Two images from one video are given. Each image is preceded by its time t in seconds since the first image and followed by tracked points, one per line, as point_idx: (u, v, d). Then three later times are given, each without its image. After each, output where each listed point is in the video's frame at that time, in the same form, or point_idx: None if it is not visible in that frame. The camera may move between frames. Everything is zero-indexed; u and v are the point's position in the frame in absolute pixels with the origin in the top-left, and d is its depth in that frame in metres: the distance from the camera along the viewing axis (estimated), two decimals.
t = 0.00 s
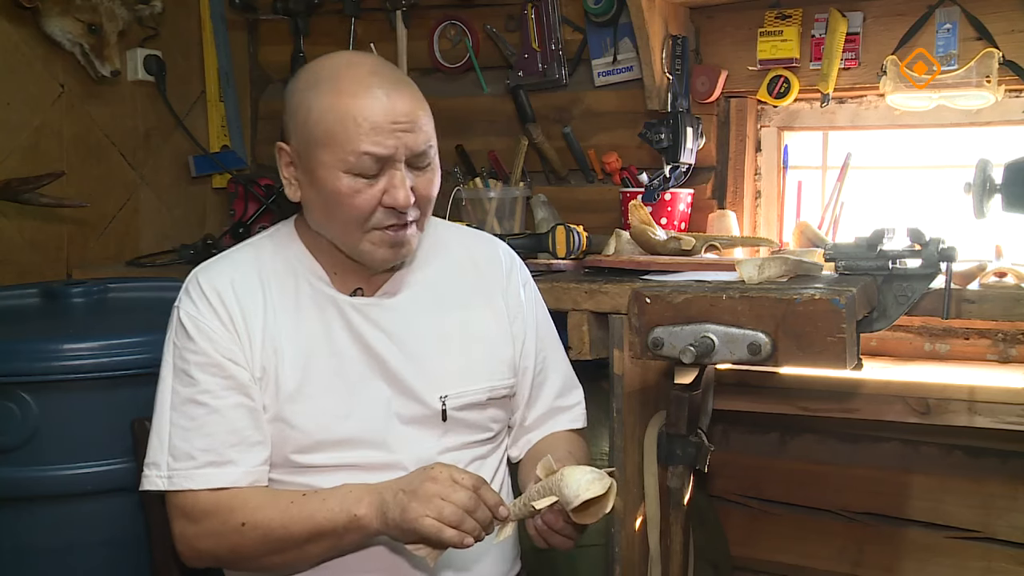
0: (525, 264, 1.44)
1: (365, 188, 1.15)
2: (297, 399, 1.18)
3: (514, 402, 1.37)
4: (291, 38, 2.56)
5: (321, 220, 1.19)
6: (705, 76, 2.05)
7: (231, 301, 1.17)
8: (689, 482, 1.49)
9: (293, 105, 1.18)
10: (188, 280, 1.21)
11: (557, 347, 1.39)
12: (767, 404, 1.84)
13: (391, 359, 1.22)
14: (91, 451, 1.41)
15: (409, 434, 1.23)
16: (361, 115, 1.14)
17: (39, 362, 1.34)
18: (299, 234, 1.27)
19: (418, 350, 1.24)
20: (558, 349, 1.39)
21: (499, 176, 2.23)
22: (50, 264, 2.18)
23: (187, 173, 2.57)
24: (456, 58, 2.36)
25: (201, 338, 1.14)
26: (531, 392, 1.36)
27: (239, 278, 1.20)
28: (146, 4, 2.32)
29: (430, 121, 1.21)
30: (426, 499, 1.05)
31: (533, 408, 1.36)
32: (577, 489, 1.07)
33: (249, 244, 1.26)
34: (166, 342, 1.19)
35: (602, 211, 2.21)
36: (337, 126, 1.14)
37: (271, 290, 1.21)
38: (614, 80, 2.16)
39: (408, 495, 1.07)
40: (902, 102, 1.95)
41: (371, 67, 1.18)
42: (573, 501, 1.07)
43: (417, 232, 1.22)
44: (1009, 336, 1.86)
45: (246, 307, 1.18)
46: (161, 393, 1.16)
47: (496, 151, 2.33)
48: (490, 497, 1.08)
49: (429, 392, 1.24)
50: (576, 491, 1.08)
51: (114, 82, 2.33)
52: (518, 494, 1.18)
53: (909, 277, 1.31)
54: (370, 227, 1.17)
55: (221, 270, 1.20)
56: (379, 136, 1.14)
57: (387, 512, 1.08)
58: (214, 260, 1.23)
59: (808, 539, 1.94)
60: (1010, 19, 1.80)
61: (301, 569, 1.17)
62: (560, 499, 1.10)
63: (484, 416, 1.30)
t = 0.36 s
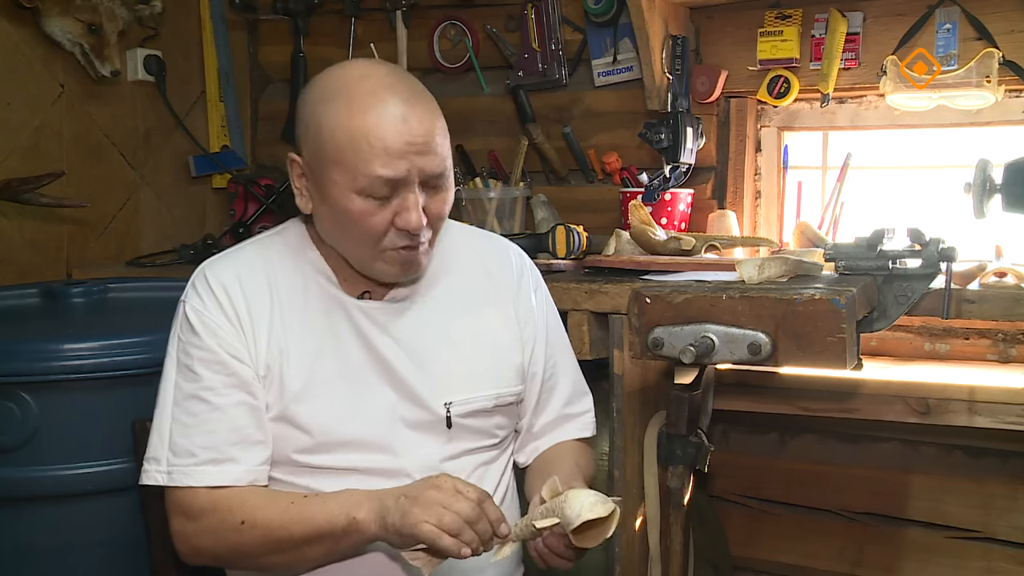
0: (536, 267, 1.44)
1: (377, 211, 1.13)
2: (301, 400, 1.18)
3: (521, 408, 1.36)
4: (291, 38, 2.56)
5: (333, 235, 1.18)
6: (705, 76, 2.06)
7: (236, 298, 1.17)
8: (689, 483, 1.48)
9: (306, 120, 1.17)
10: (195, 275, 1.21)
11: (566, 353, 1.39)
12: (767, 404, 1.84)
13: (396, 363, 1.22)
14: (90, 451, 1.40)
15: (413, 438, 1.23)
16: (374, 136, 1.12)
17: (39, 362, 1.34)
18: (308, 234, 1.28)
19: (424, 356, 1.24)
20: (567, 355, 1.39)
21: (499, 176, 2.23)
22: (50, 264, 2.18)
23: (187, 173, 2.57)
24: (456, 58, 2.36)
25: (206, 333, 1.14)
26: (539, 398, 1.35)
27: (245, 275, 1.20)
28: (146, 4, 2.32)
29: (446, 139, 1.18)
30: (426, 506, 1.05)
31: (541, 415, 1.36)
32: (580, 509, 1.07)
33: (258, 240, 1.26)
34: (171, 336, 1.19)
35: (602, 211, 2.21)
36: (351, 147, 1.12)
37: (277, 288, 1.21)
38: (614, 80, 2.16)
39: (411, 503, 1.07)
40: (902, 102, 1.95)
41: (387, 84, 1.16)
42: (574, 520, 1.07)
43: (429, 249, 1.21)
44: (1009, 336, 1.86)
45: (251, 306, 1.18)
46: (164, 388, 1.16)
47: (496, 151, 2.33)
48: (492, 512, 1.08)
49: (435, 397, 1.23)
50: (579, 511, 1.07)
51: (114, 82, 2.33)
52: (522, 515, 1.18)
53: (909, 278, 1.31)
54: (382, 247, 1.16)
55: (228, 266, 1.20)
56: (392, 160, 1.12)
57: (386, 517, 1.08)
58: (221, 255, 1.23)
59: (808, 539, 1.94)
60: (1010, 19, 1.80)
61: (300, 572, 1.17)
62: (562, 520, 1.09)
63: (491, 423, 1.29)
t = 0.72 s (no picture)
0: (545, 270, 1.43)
1: (390, 235, 1.12)
2: (307, 406, 1.18)
3: (530, 412, 1.35)
4: (291, 38, 2.56)
5: (344, 253, 1.17)
6: (705, 75, 2.06)
7: (242, 303, 1.17)
8: (689, 483, 1.46)
9: (317, 142, 1.15)
10: (202, 278, 1.21)
11: (575, 357, 1.38)
12: (767, 404, 1.84)
13: (404, 370, 1.22)
14: (91, 451, 1.40)
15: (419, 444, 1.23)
16: (387, 163, 1.09)
17: (39, 362, 1.34)
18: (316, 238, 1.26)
19: (432, 363, 1.24)
20: (576, 359, 1.38)
21: (499, 176, 2.23)
22: (50, 264, 2.18)
23: (187, 173, 2.57)
24: (456, 58, 2.36)
25: (211, 338, 1.14)
26: (548, 403, 1.35)
27: (251, 280, 1.20)
28: (146, 4, 2.32)
29: (460, 160, 1.15)
30: (421, 466, 1.07)
31: (550, 419, 1.35)
32: (643, 519, 1.05)
33: (265, 242, 1.26)
34: (176, 339, 1.19)
35: (602, 211, 2.21)
36: (364, 173, 1.10)
37: (283, 293, 1.20)
38: (614, 80, 2.16)
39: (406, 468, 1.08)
40: (902, 102, 1.95)
41: (402, 106, 1.13)
42: (636, 530, 1.05)
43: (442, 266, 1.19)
44: (1009, 336, 1.86)
45: (257, 310, 1.18)
46: (168, 392, 1.16)
47: (496, 151, 2.33)
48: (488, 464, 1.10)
49: (441, 404, 1.23)
50: (640, 520, 1.06)
51: (114, 82, 2.33)
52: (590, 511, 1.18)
53: (909, 277, 1.31)
54: (395, 268, 1.15)
55: (235, 271, 1.20)
56: (406, 188, 1.09)
57: (385, 489, 1.08)
58: (227, 258, 1.23)
59: (808, 539, 1.94)
60: (1010, 19, 1.80)
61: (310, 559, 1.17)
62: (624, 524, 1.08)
63: (497, 429, 1.29)
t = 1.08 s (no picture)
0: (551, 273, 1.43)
1: (396, 241, 1.12)
2: (308, 409, 1.17)
3: (533, 414, 1.35)
4: (291, 38, 2.56)
5: (349, 256, 1.17)
6: (705, 76, 2.06)
7: (243, 305, 1.17)
8: (689, 484, 1.43)
9: (327, 144, 1.15)
10: (206, 278, 1.21)
11: (579, 359, 1.38)
12: (767, 404, 1.84)
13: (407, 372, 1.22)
14: (91, 451, 1.40)
15: (421, 446, 1.23)
16: (395, 169, 1.09)
17: (40, 362, 1.34)
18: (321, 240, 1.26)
19: (435, 365, 1.24)
20: (580, 361, 1.38)
21: (498, 176, 2.23)
22: (50, 264, 2.18)
23: (187, 173, 2.57)
24: (456, 58, 2.36)
25: (208, 341, 1.13)
26: (551, 404, 1.35)
27: (254, 281, 1.20)
28: (146, 4, 2.32)
29: (468, 166, 1.15)
30: (402, 544, 1.04)
31: (554, 421, 1.35)
32: (656, 519, 1.05)
33: (270, 242, 1.26)
34: (177, 338, 1.20)
35: (602, 211, 2.21)
36: (372, 178, 1.10)
37: (286, 295, 1.20)
38: (614, 80, 2.16)
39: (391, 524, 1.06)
40: (902, 102, 1.95)
41: (412, 112, 1.13)
42: (648, 529, 1.05)
43: (446, 272, 1.19)
44: (1009, 336, 1.86)
45: (258, 312, 1.18)
46: (166, 391, 1.16)
47: (496, 151, 2.33)
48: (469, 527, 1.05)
49: (444, 406, 1.23)
50: (654, 521, 1.05)
51: (114, 82, 2.33)
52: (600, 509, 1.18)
53: (909, 277, 1.31)
54: (399, 273, 1.15)
55: (237, 272, 1.20)
56: (413, 193, 1.09)
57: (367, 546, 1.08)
58: (231, 258, 1.23)
59: (808, 539, 1.94)
60: (1010, 19, 1.81)
61: None
62: (637, 524, 1.08)
63: (501, 431, 1.28)
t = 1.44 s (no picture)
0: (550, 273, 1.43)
1: (399, 237, 1.12)
2: (309, 407, 1.17)
3: (531, 414, 1.35)
4: (291, 38, 2.56)
5: (350, 250, 1.17)
6: (705, 76, 2.06)
7: (245, 304, 1.17)
8: (689, 484, 1.43)
9: (333, 138, 1.15)
10: (207, 277, 1.21)
11: (577, 359, 1.38)
12: (767, 404, 1.84)
13: (407, 371, 1.22)
14: (91, 451, 1.40)
15: (421, 445, 1.22)
16: (402, 166, 1.09)
17: (39, 362, 1.34)
18: (323, 237, 1.26)
19: (434, 364, 1.24)
20: (577, 361, 1.38)
21: (498, 176, 2.22)
22: (50, 264, 2.18)
23: (187, 173, 2.57)
24: (456, 58, 2.36)
25: (211, 339, 1.13)
26: (550, 404, 1.35)
27: (255, 280, 1.19)
28: (146, 4, 2.32)
29: (473, 164, 1.16)
30: (407, 538, 1.05)
31: (552, 421, 1.35)
32: (655, 507, 1.06)
33: (270, 241, 1.26)
34: (178, 337, 1.19)
35: (602, 211, 2.21)
36: (378, 175, 1.10)
37: (287, 294, 1.20)
38: (614, 80, 2.16)
39: (392, 519, 1.06)
40: (902, 102, 1.95)
41: (419, 109, 1.13)
42: (647, 517, 1.06)
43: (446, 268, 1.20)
44: (1009, 336, 1.86)
45: (260, 309, 1.18)
46: (169, 390, 1.16)
47: (496, 151, 2.33)
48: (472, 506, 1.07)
49: (444, 404, 1.23)
50: (653, 509, 1.06)
51: (114, 82, 2.33)
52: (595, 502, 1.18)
53: (909, 277, 1.31)
54: (401, 269, 1.15)
55: (239, 271, 1.20)
56: (419, 191, 1.09)
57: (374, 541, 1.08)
58: (232, 257, 1.23)
59: (808, 539, 1.94)
60: (1010, 19, 1.81)
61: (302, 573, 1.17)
62: (634, 513, 1.08)
63: (499, 431, 1.28)
